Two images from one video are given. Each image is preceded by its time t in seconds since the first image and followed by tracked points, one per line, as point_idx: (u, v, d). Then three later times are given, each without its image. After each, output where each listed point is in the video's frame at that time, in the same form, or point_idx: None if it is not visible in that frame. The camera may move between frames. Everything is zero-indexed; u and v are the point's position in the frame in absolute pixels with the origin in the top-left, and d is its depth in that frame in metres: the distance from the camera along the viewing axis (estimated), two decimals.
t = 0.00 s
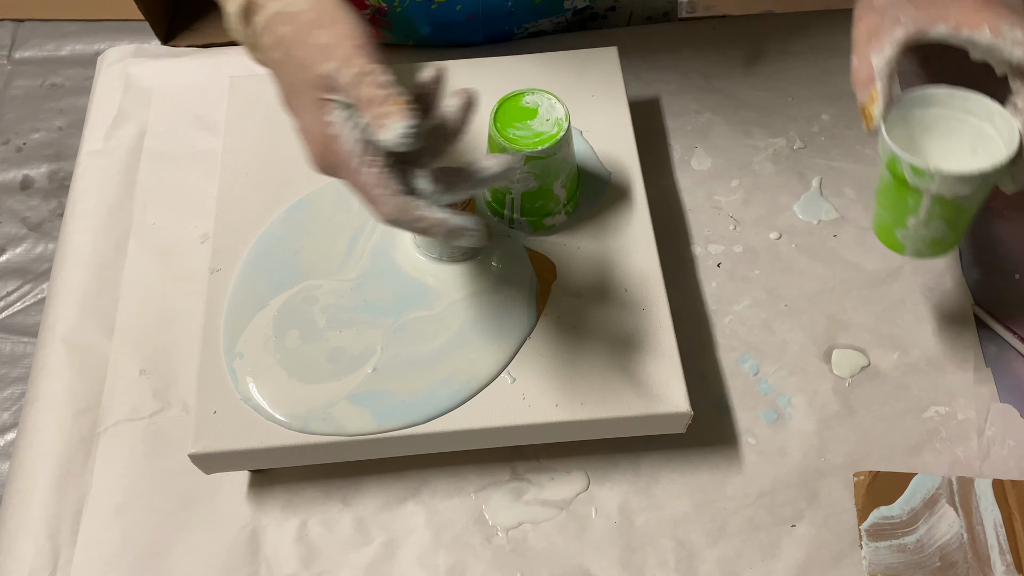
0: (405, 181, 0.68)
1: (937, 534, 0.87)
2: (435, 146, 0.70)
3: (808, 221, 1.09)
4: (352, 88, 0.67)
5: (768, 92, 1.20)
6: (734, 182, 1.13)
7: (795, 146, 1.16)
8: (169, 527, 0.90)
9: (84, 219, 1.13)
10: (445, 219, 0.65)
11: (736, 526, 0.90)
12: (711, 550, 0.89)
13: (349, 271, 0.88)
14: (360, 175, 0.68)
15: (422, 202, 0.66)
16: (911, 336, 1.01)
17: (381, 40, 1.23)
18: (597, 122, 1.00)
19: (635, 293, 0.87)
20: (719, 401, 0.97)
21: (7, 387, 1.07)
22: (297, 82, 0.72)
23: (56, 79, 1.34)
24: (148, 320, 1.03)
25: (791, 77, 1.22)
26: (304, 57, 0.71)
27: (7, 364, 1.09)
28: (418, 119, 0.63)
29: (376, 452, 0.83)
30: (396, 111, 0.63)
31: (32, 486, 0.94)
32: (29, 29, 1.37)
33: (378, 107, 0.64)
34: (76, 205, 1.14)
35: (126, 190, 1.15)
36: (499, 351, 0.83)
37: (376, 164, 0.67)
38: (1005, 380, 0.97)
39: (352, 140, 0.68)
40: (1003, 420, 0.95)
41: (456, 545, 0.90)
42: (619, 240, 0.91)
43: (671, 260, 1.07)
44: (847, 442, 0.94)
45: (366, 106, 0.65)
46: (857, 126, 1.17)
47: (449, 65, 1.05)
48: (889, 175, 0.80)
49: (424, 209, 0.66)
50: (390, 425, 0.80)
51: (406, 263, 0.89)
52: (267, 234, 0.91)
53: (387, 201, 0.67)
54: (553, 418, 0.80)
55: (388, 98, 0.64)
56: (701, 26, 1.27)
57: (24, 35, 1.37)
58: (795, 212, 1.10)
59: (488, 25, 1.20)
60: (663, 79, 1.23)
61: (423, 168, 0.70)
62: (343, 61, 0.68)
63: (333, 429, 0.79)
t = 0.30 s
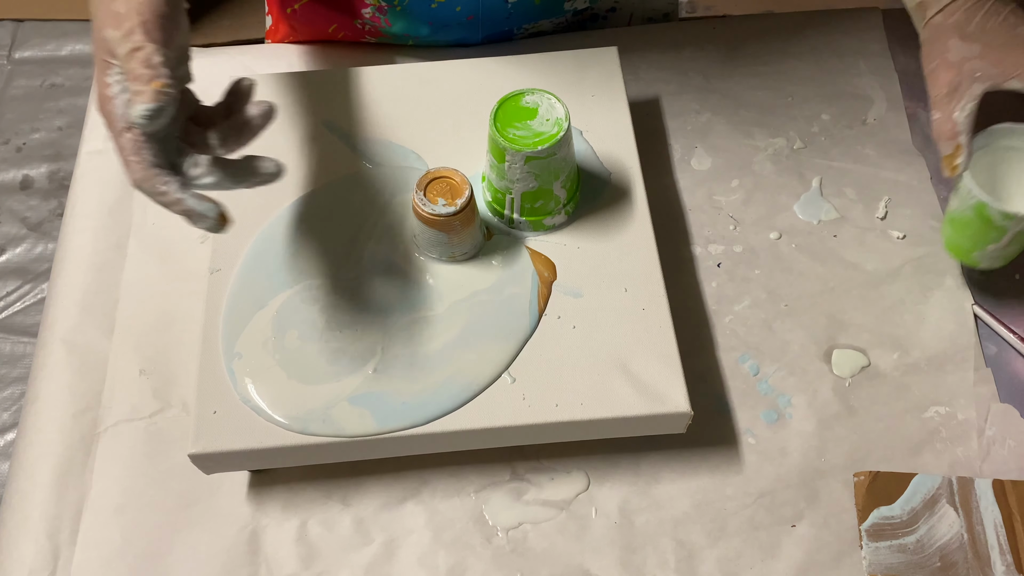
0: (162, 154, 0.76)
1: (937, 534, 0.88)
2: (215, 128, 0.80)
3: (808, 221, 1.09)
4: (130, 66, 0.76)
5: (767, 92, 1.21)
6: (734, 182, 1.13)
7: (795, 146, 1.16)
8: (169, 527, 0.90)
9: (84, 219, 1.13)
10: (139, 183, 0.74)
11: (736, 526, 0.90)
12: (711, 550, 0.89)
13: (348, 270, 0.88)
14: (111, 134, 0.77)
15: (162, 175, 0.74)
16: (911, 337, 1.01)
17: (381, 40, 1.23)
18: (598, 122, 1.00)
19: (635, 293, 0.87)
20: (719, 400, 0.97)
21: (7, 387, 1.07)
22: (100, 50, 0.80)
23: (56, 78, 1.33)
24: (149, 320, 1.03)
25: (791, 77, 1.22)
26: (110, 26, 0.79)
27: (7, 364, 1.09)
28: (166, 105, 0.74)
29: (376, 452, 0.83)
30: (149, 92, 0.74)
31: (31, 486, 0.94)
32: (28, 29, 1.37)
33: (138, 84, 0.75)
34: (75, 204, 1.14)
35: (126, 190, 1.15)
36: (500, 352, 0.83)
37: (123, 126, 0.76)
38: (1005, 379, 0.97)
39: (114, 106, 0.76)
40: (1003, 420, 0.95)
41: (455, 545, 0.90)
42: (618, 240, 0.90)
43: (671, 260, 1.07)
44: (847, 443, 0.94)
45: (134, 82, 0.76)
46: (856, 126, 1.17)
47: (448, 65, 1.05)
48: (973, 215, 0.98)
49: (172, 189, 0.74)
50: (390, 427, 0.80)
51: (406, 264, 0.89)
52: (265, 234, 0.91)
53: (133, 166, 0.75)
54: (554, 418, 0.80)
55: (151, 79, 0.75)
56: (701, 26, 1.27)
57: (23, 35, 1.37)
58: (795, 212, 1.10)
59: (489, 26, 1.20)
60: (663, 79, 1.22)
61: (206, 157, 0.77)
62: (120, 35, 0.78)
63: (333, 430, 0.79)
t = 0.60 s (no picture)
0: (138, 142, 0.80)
1: (937, 534, 0.88)
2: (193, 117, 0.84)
3: (808, 221, 1.09)
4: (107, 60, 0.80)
5: (767, 92, 1.21)
6: (734, 182, 1.13)
7: (795, 146, 1.16)
8: (169, 527, 0.91)
9: (83, 219, 1.13)
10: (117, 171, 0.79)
11: (736, 526, 0.90)
12: (711, 550, 0.89)
13: (348, 271, 0.88)
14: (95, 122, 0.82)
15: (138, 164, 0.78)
16: (911, 337, 1.01)
17: (380, 40, 1.23)
18: (599, 123, 1.00)
19: (635, 293, 0.87)
20: (719, 401, 0.97)
21: (6, 387, 1.07)
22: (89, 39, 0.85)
23: (56, 78, 1.33)
24: (149, 320, 1.03)
25: (791, 77, 1.22)
26: (93, 17, 0.83)
27: (7, 364, 1.09)
28: (137, 98, 0.77)
29: (376, 452, 0.83)
30: (119, 85, 0.76)
31: (31, 486, 0.94)
32: (28, 28, 1.37)
33: (113, 78, 0.77)
34: (75, 204, 1.14)
35: (125, 190, 1.15)
36: (501, 352, 0.83)
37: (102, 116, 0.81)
38: (1005, 379, 0.98)
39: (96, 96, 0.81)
40: (1003, 420, 0.95)
41: (455, 545, 0.90)
42: (618, 240, 0.91)
43: (671, 260, 1.07)
44: (847, 443, 0.94)
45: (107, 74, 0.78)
46: (856, 126, 1.17)
47: (449, 65, 1.05)
48: (1001, 215, 0.99)
49: (143, 175, 0.77)
50: (390, 427, 0.80)
51: (406, 264, 0.89)
52: (264, 233, 0.91)
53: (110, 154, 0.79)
54: (554, 418, 0.80)
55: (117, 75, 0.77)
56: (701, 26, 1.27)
57: (24, 35, 1.37)
58: (795, 212, 1.10)
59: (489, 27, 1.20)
60: (663, 79, 1.22)
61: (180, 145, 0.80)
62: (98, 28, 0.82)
63: (333, 430, 0.79)
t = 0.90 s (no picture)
0: (127, 117, 0.81)
1: (937, 534, 0.88)
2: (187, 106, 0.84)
3: (808, 221, 1.09)
4: (120, 36, 0.78)
5: (767, 92, 1.21)
6: (734, 182, 1.13)
7: (795, 146, 1.16)
8: (169, 526, 0.91)
9: (83, 218, 1.13)
10: (110, 145, 0.78)
11: (736, 526, 0.90)
12: (711, 550, 0.89)
13: (348, 271, 0.88)
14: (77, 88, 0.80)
15: (140, 145, 0.78)
16: (911, 337, 1.01)
17: (381, 40, 1.23)
18: (599, 123, 1.00)
19: (635, 293, 0.87)
20: (719, 401, 0.97)
21: (7, 387, 1.07)
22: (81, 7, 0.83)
23: (56, 78, 1.34)
24: (149, 320, 1.03)
25: (791, 77, 1.22)
26: None
27: (8, 364, 1.09)
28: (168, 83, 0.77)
29: (376, 452, 0.83)
30: (149, 65, 0.76)
31: (31, 486, 0.94)
32: (29, 29, 1.37)
33: (135, 55, 0.77)
34: (75, 204, 1.14)
35: (126, 190, 1.15)
36: (502, 353, 0.83)
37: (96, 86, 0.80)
38: (1004, 379, 0.98)
39: (88, 68, 0.80)
40: (1002, 420, 0.95)
41: (455, 545, 0.90)
42: (618, 240, 0.91)
43: (671, 260, 1.07)
44: (847, 443, 0.94)
45: (129, 50, 0.78)
46: (856, 126, 1.17)
47: (449, 65, 1.05)
48: (1003, 225, 0.98)
49: (136, 150, 0.78)
50: (390, 428, 0.80)
51: (406, 263, 0.89)
52: (263, 233, 0.91)
53: (99, 125, 0.79)
54: (553, 418, 0.80)
55: (151, 56, 0.77)
56: (701, 25, 1.27)
57: (24, 35, 1.37)
58: (795, 212, 1.10)
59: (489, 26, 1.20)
60: (663, 79, 1.23)
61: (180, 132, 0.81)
62: None
63: (333, 431, 0.79)
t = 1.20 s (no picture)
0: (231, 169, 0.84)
1: (937, 534, 0.88)
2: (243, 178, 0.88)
3: (808, 221, 1.09)
4: (262, 105, 0.86)
5: (767, 92, 1.21)
6: (734, 183, 1.13)
7: (795, 146, 1.16)
8: (169, 526, 0.91)
9: (83, 218, 1.13)
10: (227, 183, 0.81)
11: (736, 526, 0.90)
12: (711, 550, 0.89)
13: (348, 271, 0.88)
14: (195, 126, 0.82)
15: (254, 190, 0.83)
16: (911, 337, 1.01)
17: (381, 40, 1.23)
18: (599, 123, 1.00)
19: (635, 293, 0.87)
20: (719, 401, 0.97)
21: (7, 387, 1.07)
22: (203, 52, 0.86)
23: (56, 78, 1.34)
24: (149, 320, 1.03)
25: (792, 77, 1.22)
26: (229, 57, 0.87)
27: (7, 364, 1.09)
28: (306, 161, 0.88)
29: (376, 452, 0.83)
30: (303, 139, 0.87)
31: (31, 485, 0.94)
32: (29, 29, 1.37)
33: (284, 128, 0.86)
34: (75, 204, 1.14)
35: (126, 190, 1.15)
36: (503, 354, 0.83)
37: (219, 130, 0.83)
38: (1004, 379, 0.98)
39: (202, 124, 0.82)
40: (1002, 420, 0.95)
41: (455, 545, 0.90)
42: (617, 239, 0.91)
43: (671, 260, 1.07)
44: (847, 443, 0.94)
45: (263, 112, 0.86)
46: (857, 126, 1.17)
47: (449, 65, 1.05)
48: (1003, 225, 0.98)
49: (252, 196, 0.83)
50: (391, 428, 0.80)
51: (407, 264, 0.89)
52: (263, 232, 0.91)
53: (220, 165, 0.81)
54: (553, 418, 0.80)
55: (284, 122, 0.87)
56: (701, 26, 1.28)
57: (24, 35, 1.37)
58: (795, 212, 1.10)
59: (489, 25, 1.20)
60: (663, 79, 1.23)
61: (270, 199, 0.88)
62: (247, 67, 0.88)
63: (333, 432, 0.79)
